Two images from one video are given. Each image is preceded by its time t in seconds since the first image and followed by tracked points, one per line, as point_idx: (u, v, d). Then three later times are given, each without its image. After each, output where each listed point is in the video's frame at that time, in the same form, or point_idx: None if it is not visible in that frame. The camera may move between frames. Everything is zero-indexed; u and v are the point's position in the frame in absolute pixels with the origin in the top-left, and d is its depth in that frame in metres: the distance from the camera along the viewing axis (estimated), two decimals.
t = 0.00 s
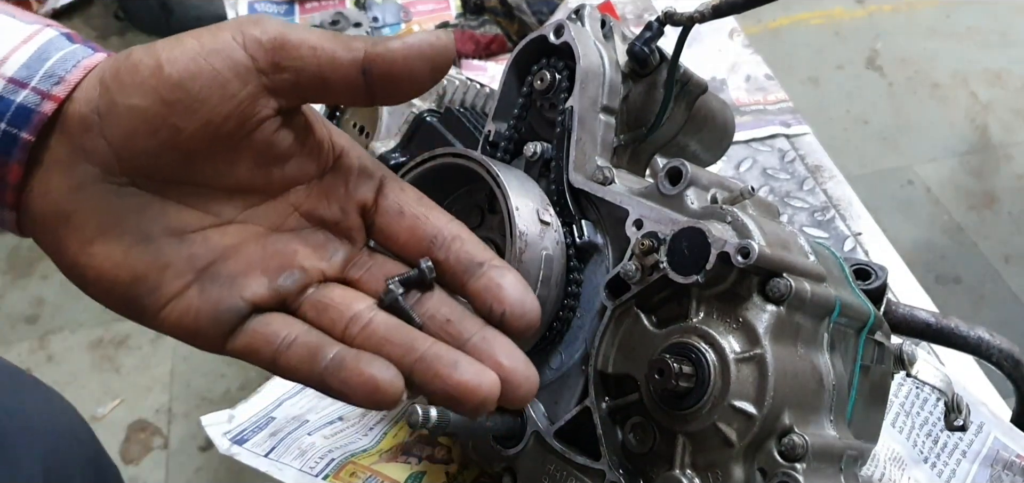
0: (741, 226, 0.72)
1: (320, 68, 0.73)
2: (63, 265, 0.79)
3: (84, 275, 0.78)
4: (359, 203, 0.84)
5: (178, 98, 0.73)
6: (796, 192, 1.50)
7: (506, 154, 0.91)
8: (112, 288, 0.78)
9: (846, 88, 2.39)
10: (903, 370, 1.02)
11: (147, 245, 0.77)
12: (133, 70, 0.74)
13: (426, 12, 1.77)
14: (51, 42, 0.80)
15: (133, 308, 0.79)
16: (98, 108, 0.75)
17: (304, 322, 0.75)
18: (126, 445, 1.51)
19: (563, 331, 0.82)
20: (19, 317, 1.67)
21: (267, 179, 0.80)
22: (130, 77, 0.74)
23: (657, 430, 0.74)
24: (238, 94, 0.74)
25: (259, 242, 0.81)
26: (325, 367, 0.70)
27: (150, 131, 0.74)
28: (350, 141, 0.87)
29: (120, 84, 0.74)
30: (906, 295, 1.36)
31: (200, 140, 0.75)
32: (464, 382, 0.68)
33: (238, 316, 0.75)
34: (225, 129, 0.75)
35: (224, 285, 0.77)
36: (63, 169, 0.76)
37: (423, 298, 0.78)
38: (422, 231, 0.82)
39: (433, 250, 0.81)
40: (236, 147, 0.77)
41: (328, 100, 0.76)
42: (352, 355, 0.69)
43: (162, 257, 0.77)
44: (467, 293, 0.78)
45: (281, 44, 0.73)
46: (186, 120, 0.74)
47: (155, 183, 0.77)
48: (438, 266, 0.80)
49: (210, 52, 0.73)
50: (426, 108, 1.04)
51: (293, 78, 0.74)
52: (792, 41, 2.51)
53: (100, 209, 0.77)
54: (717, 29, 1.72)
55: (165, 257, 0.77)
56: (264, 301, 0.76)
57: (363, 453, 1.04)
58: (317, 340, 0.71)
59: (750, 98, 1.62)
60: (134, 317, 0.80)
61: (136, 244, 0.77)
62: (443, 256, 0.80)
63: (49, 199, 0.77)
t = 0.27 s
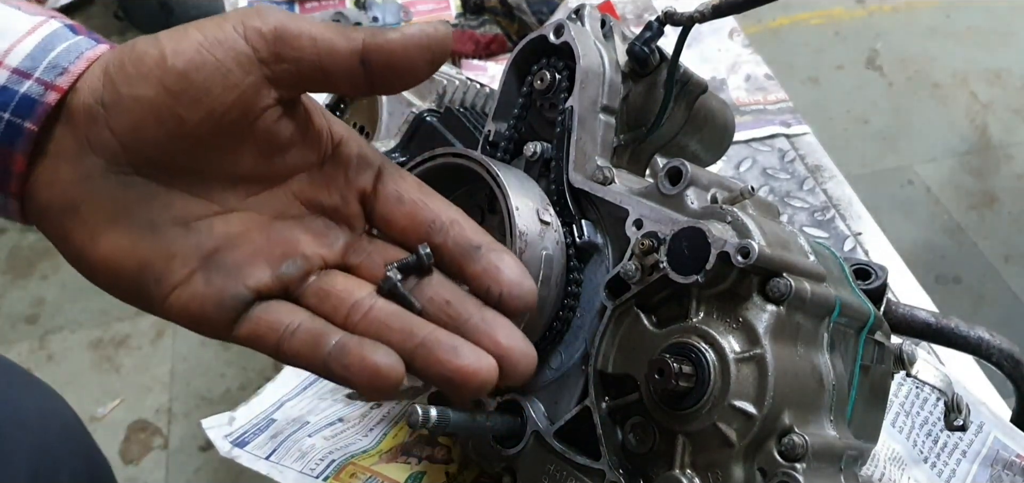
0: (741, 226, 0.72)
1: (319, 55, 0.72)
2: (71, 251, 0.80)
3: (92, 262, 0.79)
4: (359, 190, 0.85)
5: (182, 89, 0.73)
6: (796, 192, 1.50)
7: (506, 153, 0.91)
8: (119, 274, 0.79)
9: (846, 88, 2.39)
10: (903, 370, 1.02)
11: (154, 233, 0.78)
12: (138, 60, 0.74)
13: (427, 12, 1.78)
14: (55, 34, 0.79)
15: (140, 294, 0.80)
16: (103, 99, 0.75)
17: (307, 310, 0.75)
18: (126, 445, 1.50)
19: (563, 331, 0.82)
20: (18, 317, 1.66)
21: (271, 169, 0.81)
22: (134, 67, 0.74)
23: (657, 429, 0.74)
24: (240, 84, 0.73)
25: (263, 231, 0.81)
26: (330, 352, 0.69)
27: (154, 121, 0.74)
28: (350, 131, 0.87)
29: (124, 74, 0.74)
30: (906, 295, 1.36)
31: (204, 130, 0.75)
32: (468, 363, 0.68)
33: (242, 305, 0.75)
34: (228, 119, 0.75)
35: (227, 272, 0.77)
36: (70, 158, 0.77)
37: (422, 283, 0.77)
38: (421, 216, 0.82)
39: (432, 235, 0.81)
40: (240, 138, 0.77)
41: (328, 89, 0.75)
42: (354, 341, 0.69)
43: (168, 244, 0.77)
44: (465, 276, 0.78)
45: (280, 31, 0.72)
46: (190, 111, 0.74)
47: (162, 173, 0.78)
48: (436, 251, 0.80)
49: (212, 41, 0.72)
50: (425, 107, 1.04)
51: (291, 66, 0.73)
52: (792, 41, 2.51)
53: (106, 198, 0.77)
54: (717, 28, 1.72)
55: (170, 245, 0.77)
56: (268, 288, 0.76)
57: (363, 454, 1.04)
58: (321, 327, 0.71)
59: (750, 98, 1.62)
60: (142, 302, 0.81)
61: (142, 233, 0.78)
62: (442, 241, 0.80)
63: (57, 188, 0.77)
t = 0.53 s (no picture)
0: (741, 227, 0.72)
1: (274, 34, 0.73)
2: (46, 219, 0.82)
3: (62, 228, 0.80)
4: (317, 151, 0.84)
5: (142, 58, 0.75)
6: (796, 192, 1.50)
7: (506, 153, 0.91)
8: (89, 239, 0.80)
9: (846, 88, 2.39)
10: (903, 369, 1.02)
11: (120, 197, 0.78)
12: (101, 32, 0.76)
13: (426, 12, 1.77)
14: (17, 9, 0.82)
15: (114, 258, 0.81)
16: (68, 70, 0.77)
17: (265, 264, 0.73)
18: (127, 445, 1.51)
19: (563, 330, 0.82)
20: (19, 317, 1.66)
21: (231, 133, 0.81)
22: (97, 38, 0.76)
23: (657, 429, 0.74)
24: (197, 54, 0.75)
25: (229, 192, 0.80)
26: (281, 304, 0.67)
27: (118, 90, 0.76)
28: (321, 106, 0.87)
29: (88, 46, 0.76)
30: (906, 294, 1.36)
31: (165, 99, 0.77)
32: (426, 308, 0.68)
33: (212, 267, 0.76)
34: (188, 90, 0.76)
35: (193, 234, 0.78)
36: (40, 127, 0.78)
37: (376, 238, 0.76)
38: (373, 171, 0.81)
39: (385, 190, 0.80)
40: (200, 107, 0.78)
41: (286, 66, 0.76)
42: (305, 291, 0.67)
43: (133, 207, 0.78)
44: (420, 230, 0.77)
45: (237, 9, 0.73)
46: (151, 80, 0.75)
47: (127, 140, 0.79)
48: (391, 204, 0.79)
49: (172, 15, 0.74)
50: (425, 107, 1.04)
51: (248, 44, 0.75)
52: (792, 41, 2.51)
53: (74, 165, 0.79)
54: (717, 28, 1.72)
55: (135, 208, 0.78)
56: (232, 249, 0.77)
57: (363, 453, 1.05)
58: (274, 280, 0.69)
59: (750, 98, 1.62)
60: (117, 267, 0.82)
61: (109, 197, 0.79)
62: (396, 195, 0.79)
63: (27, 156, 0.79)
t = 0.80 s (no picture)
0: (741, 226, 0.72)
1: (238, 30, 0.70)
2: (15, 201, 0.80)
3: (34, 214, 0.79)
4: (280, 137, 0.84)
5: (113, 52, 0.72)
6: (796, 192, 1.50)
7: (506, 153, 0.91)
8: (61, 224, 0.79)
9: (846, 88, 2.39)
10: (903, 369, 1.02)
11: (96, 186, 0.77)
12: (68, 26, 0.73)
13: (426, 12, 1.76)
14: None
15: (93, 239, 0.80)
16: (41, 60, 0.74)
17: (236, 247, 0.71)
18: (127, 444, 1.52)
19: (563, 330, 0.82)
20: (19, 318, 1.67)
21: (200, 124, 0.79)
22: (68, 30, 0.73)
23: (657, 429, 0.74)
24: (168, 48, 0.72)
25: (208, 183, 0.80)
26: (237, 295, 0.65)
27: (89, 83, 0.73)
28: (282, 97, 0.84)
29: (59, 39, 0.73)
30: (906, 294, 1.36)
31: (137, 90, 0.75)
32: (383, 291, 0.68)
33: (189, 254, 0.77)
34: (159, 82, 0.74)
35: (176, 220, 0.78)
36: (9, 116, 0.76)
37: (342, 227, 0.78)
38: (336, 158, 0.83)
39: (346, 175, 0.83)
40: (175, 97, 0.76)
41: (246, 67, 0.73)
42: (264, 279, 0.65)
43: (107, 196, 0.77)
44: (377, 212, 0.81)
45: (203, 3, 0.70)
46: (123, 72, 0.73)
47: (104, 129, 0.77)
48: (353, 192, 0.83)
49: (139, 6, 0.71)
50: (425, 107, 1.04)
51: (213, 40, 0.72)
52: (792, 41, 2.51)
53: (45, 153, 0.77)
54: (717, 27, 1.72)
55: (110, 196, 0.77)
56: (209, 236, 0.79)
57: (362, 453, 1.05)
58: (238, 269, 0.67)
59: (750, 98, 1.62)
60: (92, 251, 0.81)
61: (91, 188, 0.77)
62: (356, 180, 0.82)
63: None
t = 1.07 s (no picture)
0: (741, 226, 0.72)
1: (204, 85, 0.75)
2: None
3: None
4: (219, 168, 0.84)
5: (78, 83, 0.75)
6: (796, 192, 1.50)
7: (506, 153, 0.91)
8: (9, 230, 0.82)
9: (846, 88, 2.38)
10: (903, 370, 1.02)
11: (49, 199, 0.81)
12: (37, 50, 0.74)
13: (426, 12, 1.77)
14: None
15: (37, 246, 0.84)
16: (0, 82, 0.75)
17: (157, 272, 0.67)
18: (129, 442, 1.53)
19: (563, 331, 0.82)
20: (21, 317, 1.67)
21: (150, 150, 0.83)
22: (34, 56, 0.74)
23: (657, 429, 0.74)
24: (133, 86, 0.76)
25: (148, 200, 0.85)
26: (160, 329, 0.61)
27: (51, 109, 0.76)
28: (237, 124, 0.88)
29: (29, 63, 0.74)
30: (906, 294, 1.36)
31: (98, 116, 0.78)
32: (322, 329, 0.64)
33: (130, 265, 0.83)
34: (118, 112, 0.78)
35: (119, 238, 0.83)
36: None
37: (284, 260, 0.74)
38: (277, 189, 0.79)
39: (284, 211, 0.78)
40: (135, 126, 0.80)
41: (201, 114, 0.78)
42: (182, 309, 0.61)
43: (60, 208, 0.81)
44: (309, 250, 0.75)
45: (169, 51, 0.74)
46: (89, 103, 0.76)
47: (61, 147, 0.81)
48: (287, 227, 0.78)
49: (112, 41, 0.75)
50: (425, 107, 1.04)
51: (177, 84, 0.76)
52: (792, 41, 2.51)
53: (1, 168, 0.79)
54: (717, 27, 1.72)
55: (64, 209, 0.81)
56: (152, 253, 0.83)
57: (363, 453, 1.05)
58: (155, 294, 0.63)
59: (750, 98, 1.62)
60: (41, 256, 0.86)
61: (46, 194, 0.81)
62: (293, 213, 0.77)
63: None
